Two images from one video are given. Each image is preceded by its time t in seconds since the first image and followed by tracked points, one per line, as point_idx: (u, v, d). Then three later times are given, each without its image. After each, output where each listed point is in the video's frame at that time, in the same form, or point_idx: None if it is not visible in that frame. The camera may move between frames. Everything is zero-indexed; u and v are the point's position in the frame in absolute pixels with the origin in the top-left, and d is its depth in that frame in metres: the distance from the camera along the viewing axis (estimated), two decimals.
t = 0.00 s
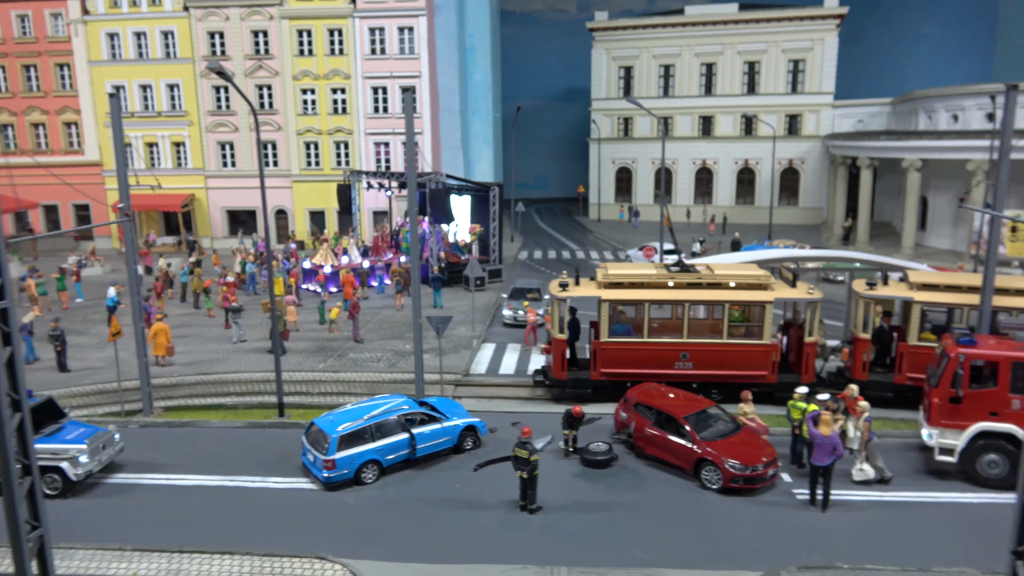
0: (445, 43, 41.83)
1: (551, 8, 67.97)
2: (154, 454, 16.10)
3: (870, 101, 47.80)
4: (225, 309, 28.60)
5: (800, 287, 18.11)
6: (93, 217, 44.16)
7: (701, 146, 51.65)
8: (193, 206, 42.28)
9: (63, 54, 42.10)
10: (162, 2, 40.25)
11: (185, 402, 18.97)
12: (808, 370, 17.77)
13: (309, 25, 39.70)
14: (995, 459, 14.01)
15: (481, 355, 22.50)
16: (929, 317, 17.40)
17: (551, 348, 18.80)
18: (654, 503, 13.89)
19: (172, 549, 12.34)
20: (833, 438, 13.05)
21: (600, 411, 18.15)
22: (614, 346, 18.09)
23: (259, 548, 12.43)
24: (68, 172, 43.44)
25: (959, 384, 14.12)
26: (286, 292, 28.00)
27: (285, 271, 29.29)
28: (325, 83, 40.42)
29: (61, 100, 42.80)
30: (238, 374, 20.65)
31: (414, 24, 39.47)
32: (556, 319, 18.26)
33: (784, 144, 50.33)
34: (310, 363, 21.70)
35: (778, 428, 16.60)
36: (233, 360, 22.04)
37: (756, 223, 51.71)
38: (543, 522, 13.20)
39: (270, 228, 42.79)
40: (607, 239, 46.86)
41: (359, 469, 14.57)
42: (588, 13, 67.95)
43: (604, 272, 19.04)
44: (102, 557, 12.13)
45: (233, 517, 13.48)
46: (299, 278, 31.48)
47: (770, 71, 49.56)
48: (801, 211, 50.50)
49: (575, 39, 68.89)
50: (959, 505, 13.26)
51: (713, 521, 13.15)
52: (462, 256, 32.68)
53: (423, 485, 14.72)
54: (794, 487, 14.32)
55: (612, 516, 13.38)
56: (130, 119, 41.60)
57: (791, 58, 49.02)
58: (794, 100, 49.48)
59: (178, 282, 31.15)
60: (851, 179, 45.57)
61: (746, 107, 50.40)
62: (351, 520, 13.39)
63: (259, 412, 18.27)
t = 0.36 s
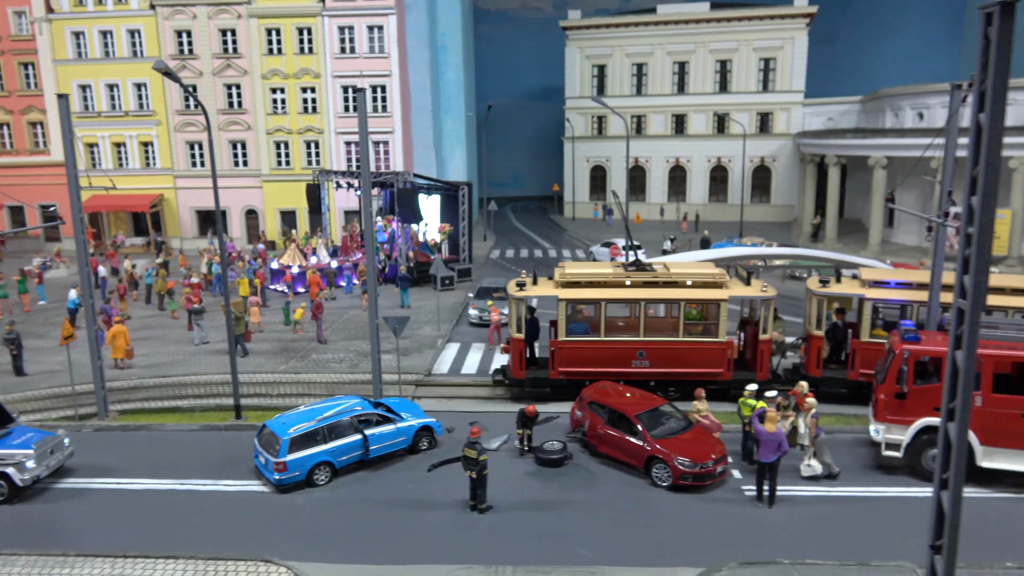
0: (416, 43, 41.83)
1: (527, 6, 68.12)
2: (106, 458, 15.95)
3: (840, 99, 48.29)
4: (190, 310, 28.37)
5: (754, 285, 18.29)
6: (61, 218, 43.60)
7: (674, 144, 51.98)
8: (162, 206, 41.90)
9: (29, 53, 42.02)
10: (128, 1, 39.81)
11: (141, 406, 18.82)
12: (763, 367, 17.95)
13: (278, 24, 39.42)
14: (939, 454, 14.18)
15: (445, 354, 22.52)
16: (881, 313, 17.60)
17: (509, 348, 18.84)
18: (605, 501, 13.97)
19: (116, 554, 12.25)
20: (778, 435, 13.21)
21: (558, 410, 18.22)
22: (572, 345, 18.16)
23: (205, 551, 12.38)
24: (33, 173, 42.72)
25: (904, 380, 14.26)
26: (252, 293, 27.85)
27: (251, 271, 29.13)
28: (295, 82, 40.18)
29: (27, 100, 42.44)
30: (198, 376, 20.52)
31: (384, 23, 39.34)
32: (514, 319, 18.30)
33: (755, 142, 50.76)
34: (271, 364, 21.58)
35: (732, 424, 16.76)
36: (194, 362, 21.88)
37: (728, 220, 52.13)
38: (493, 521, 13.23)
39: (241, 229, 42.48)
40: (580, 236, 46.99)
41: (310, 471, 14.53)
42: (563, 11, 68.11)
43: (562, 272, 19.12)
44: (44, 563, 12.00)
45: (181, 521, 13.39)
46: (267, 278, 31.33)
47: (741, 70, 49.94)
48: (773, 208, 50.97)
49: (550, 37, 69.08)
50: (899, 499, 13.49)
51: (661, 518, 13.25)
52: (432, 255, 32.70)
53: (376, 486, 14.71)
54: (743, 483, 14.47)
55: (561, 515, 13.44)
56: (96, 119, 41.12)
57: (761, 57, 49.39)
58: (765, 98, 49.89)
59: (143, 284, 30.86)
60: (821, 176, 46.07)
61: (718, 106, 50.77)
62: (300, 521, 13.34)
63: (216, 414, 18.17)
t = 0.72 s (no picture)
0: (389, 41, 41.69)
1: (504, 5, 68.18)
2: (64, 462, 15.74)
3: (813, 98, 48.70)
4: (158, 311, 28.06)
5: (717, 282, 18.41)
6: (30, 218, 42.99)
7: (650, 142, 52.21)
8: (133, 207, 41.46)
9: None
10: None
11: (102, 408, 18.59)
12: (726, 363, 18.08)
13: (249, 22, 39.12)
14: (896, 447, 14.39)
15: (413, 354, 22.45)
16: (842, 308, 17.75)
17: (475, 346, 18.82)
18: (564, 498, 14.00)
19: (66, 559, 12.09)
20: (735, 430, 13.30)
21: (523, 408, 18.23)
22: (537, 343, 18.17)
23: (159, 554, 12.27)
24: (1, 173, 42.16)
25: (860, 375, 14.42)
26: (221, 293, 27.60)
27: (221, 272, 28.88)
28: (267, 80, 39.87)
29: None
30: (162, 378, 20.32)
31: (356, 21, 39.14)
32: (478, 317, 18.27)
33: (730, 140, 51.10)
34: (237, 365, 21.40)
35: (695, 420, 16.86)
36: (159, 363, 21.65)
37: (704, 218, 52.46)
38: (451, 520, 13.20)
39: (214, 229, 42.16)
40: (557, 235, 47.05)
41: (269, 472, 14.42)
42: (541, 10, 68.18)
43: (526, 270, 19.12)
44: None
45: (135, 524, 13.24)
46: (237, 278, 31.08)
47: (716, 68, 50.25)
48: (748, 206, 51.34)
49: (527, 35, 69.18)
50: (854, 492, 13.64)
51: (618, 515, 13.29)
52: (405, 254, 32.61)
53: (336, 486, 14.64)
54: (702, 479, 14.56)
55: (520, 513, 13.45)
56: (65, 118, 40.57)
57: (736, 55, 49.69)
58: (740, 96, 50.22)
59: (111, 285, 30.48)
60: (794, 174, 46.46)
61: (694, 104, 51.03)
62: (257, 523, 13.24)
63: (178, 416, 17.99)
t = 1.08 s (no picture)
0: (369, 40, 41.60)
1: (486, 4, 68.28)
2: (31, 464, 15.61)
3: (792, 96, 49.06)
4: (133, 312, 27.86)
5: (688, 280, 18.53)
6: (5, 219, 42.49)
7: (631, 141, 52.42)
8: (111, 207, 41.14)
9: None
10: None
11: (73, 410, 18.46)
12: (697, 361, 18.21)
13: (226, 21, 38.93)
14: (860, 443, 14.55)
15: (389, 354, 22.44)
16: (810, 305, 17.92)
17: (447, 346, 18.84)
18: (533, 496, 14.06)
19: (29, 561, 12.02)
20: (700, 427, 13.40)
21: (496, 407, 18.28)
22: (509, 342, 18.23)
23: (123, 556, 12.22)
24: None
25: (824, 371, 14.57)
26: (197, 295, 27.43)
27: (197, 272, 28.72)
28: (245, 79, 39.67)
29: None
30: (134, 380, 20.22)
31: (334, 21, 39.03)
32: (450, 317, 18.30)
33: (711, 139, 51.37)
34: (211, 366, 21.31)
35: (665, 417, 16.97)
36: (131, 365, 21.53)
37: (685, 216, 52.75)
38: (418, 519, 13.22)
39: (192, 229, 41.90)
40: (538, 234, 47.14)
41: (237, 473, 14.38)
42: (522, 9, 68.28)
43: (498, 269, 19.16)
44: None
45: (100, 527, 13.16)
46: (215, 279, 30.93)
47: (696, 68, 50.55)
48: (729, 204, 51.66)
49: (509, 34, 69.27)
50: (817, 487, 13.78)
51: (585, 512, 13.37)
52: (384, 253, 32.60)
53: (305, 487, 14.62)
54: (669, 476, 14.68)
55: (487, 511, 13.49)
56: (40, 118, 40.16)
57: (715, 54, 50.00)
58: (719, 95, 50.54)
59: (86, 286, 30.22)
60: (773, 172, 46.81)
61: (674, 103, 51.30)
62: (223, 524, 13.20)
63: (149, 418, 17.91)
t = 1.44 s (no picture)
0: (356, 40, 41.65)
1: (475, 4, 68.46)
2: (10, 466, 15.61)
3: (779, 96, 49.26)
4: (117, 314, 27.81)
5: (667, 280, 18.68)
6: None
7: (620, 141, 52.60)
8: (97, 209, 41.02)
9: None
10: None
11: (54, 412, 18.45)
12: (676, 360, 18.37)
13: (212, 22, 38.91)
14: (834, 440, 14.71)
15: (372, 354, 22.50)
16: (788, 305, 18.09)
17: (428, 346, 18.92)
18: (510, 495, 14.16)
19: (6, 563, 12.05)
20: (675, 425, 13.57)
21: (477, 406, 18.37)
22: (490, 342, 18.32)
23: (100, 557, 12.26)
24: None
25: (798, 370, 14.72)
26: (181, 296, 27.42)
27: (182, 274, 28.73)
28: (231, 80, 39.64)
29: None
30: (117, 381, 20.23)
31: (321, 21, 39.06)
32: (431, 317, 18.38)
33: (699, 139, 51.58)
34: (194, 367, 21.34)
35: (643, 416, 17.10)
36: (114, 367, 21.53)
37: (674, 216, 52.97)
38: (395, 519, 13.31)
39: (179, 231, 41.82)
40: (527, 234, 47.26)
41: (216, 473, 14.43)
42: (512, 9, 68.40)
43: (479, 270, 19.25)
44: None
45: (77, 528, 13.19)
46: (200, 280, 30.91)
47: (683, 68, 50.78)
48: (717, 203, 51.92)
49: (498, 34, 69.44)
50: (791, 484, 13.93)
51: (560, 510, 13.49)
52: (370, 254, 32.69)
53: (284, 487, 14.69)
54: (645, 474, 14.82)
55: (464, 510, 13.58)
56: (25, 119, 40.00)
57: (703, 55, 50.26)
58: (707, 95, 50.80)
59: (71, 288, 30.14)
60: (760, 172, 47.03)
61: (661, 103, 51.50)
62: (201, 525, 13.25)
63: (130, 419, 17.93)
